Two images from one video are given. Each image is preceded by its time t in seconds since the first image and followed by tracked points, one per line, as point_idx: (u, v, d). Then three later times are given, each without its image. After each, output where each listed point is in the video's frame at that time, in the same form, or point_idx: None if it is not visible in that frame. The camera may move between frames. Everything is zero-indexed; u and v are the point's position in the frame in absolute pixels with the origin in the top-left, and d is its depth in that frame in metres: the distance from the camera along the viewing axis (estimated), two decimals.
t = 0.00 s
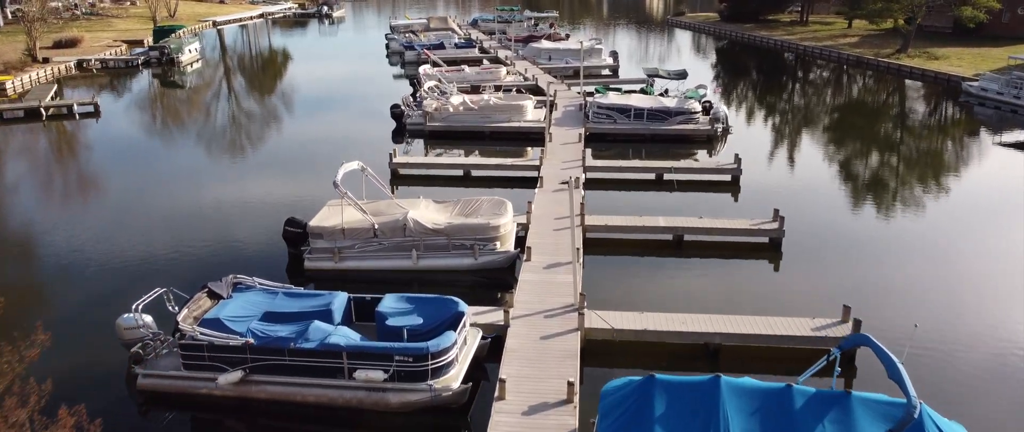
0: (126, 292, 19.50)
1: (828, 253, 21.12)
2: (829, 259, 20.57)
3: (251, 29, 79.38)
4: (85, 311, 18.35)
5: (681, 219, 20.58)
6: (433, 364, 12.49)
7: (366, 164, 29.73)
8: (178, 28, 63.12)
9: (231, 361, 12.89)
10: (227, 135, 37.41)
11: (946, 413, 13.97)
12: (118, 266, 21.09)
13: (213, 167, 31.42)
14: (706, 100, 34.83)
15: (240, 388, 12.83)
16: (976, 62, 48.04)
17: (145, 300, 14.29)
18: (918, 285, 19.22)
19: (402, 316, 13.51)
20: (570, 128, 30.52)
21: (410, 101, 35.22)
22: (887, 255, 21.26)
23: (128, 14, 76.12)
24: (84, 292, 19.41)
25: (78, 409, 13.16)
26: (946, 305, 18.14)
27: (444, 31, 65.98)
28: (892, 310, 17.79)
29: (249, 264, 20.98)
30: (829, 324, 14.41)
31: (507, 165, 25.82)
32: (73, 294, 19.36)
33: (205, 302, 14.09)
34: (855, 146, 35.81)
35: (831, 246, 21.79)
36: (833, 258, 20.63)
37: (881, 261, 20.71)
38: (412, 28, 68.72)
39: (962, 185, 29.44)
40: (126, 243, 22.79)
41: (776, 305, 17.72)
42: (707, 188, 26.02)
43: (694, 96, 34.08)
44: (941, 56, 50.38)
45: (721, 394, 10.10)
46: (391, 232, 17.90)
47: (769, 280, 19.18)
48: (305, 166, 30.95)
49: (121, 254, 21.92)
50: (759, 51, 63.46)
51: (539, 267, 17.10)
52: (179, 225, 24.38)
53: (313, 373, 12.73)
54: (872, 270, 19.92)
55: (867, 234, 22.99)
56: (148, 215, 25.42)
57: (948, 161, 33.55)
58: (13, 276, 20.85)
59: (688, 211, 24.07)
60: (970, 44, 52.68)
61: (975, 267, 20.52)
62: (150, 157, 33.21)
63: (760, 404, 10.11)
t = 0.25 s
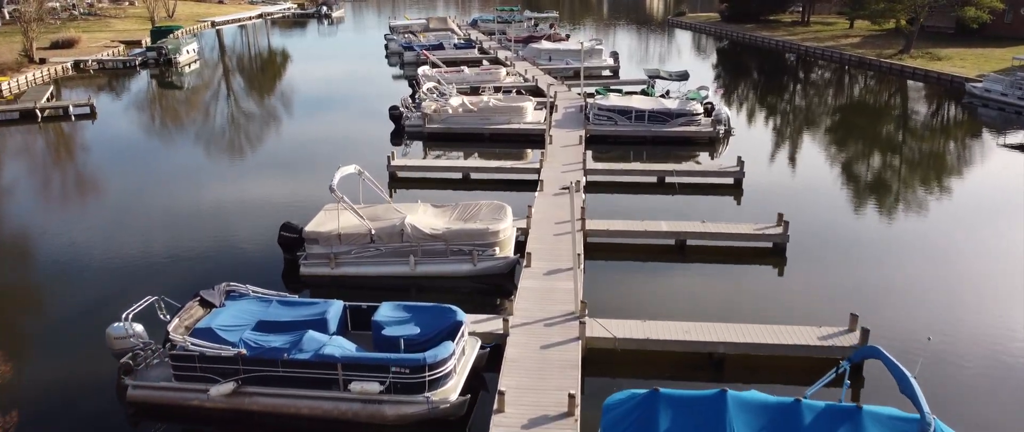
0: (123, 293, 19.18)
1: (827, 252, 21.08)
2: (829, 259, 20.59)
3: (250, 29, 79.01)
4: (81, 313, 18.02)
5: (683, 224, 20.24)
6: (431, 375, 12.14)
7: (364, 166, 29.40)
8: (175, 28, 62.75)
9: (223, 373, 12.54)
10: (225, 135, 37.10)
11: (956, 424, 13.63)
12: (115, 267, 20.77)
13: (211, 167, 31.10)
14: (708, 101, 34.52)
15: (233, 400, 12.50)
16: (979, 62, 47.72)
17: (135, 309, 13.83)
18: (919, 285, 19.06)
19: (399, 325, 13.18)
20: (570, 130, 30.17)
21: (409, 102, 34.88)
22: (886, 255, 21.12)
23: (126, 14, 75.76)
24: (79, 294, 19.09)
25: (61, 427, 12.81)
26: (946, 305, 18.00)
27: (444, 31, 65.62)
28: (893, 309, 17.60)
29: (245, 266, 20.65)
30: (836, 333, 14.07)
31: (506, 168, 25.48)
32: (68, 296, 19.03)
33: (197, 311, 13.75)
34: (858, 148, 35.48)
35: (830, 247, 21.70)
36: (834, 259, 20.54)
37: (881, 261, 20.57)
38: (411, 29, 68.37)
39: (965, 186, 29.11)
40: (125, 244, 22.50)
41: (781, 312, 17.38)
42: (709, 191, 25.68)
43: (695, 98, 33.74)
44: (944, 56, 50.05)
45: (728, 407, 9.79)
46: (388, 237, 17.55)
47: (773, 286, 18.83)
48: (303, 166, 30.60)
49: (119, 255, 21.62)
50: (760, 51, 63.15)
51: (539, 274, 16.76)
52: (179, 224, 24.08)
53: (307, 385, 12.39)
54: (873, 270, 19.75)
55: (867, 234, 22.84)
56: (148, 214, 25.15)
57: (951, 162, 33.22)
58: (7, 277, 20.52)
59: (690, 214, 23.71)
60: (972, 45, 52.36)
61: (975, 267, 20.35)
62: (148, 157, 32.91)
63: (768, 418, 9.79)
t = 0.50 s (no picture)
0: (118, 295, 18.87)
1: (825, 253, 20.93)
2: (829, 258, 20.46)
3: (249, 30, 78.67)
4: (73, 316, 17.72)
5: (685, 228, 19.90)
6: (428, 388, 11.80)
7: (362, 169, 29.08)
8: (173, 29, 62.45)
9: (214, 385, 12.22)
10: (225, 136, 36.81)
11: None
12: (110, 268, 20.47)
13: (211, 167, 30.80)
14: (709, 103, 34.20)
15: (223, 413, 12.16)
16: (983, 63, 47.38)
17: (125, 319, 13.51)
18: (918, 285, 18.87)
19: (394, 336, 12.86)
20: (570, 132, 29.85)
21: (407, 104, 34.53)
22: (886, 255, 20.90)
23: (124, 15, 75.43)
24: (74, 295, 18.81)
25: None
26: (946, 304, 17.82)
27: (443, 31, 65.26)
28: (893, 311, 17.34)
29: (241, 267, 20.31)
30: (844, 343, 13.73)
31: (505, 170, 25.15)
32: (62, 298, 18.72)
33: (189, 320, 13.41)
34: (860, 149, 35.14)
35: (827, 246, 21.57)
36: (833, 258, 20.41)
37: (880, 261, 20.34)
38: (410, 30, 68.02)
39: (968, 188, 28.76)
40: (121, 244, 22.21)
41: (785, 319, 17.04)
42: (711, 195, 25.33)
43: (697, 99, 33.40)
44: (947, 57, 49.71)
45: (734, 423, 9.46)
46: (384, 243, 17.21)
47: (777, 292, 18.46)
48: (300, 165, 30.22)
49: (114, 256, 21.34)
50: (761, 52, 62.82)
51: (538, 280, 16.41)
52: (176, 225, 23.78)
53: (300, 398, 12.06)
54: (876, 272, 19.52)
55: (867, 234, 22.61)
56: (147, 215, 24.87)
57: (954, 163, 32.89)
58: None
59: (692, 218, 23.33)
60: (975, 45, 52.00)
61: (975, 267, 20.16)
62: (148, 157, 32.62)
63: None
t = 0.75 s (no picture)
0: (111, 296, 18.52)
1: (824, 255, 20.78)
2: (830, 262, 20.19)
3: (248, 30, 78.31)
4: (64, 320, 17.38)
5: (688, 233, 19.54)
6: (424, 401, 11.45)
7: (360, 171, 28.74)
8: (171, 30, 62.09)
9: (205, 397, 11.88)
10: (223, 136, 36.46)
11: None
12: (103, 270, 20.13)
13: (210, 168, 30.45)
14: (711, 104, 33.86)
15: (214, 427, 11.82)
16: (986, 64, 47.01)
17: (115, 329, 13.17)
18: (919, 286, 18.89)
19: (390, 346, 12.52)
20: (570, 134, 29.51)
21: (406, 106, 34.20)
22: (886, 257, 20.75)
23: (122, 15, 75.07)
24: (69, 298, 18.50)
25: None
26: (946, 305, 17.85)
27: (443, 32, 64.90)
28: (894, 311, 17.39)
29: (237, 267, 19.94)
30: (851, 353, 13.38)
31: (505, 174, 24.81)
32: (53, 301, 18.39)
33: (180, 330, 13.08)
34: (863, 150, 34.82)
35: (827, 246, 21.55)
36: (833, 258, 20.52)
37: (881, 262, 20.33)
38: (410, 30, 67.62)
39: (971, 189, 28.41)
40: (117, 245, 21.89)
41: (791, 326, 16.72)
42: (714, 198, 24.98)
43: (698, 101, 33.06)
44: (950, 58, 49.36)
45: None
46: (381, 249, 16.86)
47: (782, 299, 18.14)
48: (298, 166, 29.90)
49: (109, 257, 21.01)
50: (763, 52, 62.48)
51: (539, 288, 16.07)
52: (173, 226, 23.44)
53: (293, 411, 11.72)
54: (880, 278, 19.19)
55: (869, 235, 22.50)
56: (144, 215, 24.52)
57: (957, 164, 32.55)
58: None
59: (694, 222, 22.98)
60: (978, 46, 51.60)
61: (975, 267, 20.18)
62: (146, 158, 32.30)
63: None
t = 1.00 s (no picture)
0: (98, 295, 18.12)
1: (825, 258, 20.43)
2: (830, 265, 19.86)
3: (246, 31, 77.96)
4: (49, 322, 16.99)
5: (692, 239, 19.19)
6: (421, 416, 11.11)
7: (358, 173, 28.38)
8: (169, 31, 61.73)
9: (195, 411, 11.53)
10: (222, 137, 36.08)
11: None
12: (92, 270, 19.71)
13: (208, 168, 30.07)
14: (713, 106, 33.52)
15: None
16: (990, 65, 46.65)
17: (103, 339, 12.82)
18: (917, 286, 18.79)
19: (386, 358, 12.18)
20: (571, 136, 29.16)
21: (405, 108, 33.85)
22: (888, 258, 20.50)
23: (120, 16, 74.73)
24: (70, 297, 18.18)
25: None
26: (944, 305, 17.78)
27: (442, 33, 64.56)
28: (891, 311, 17.33)
29: (229, 266, 19.51)
30: (860, 364, 13.02)
31: (505, 177, 24.47)
32: (40, 303, 18.01)
33: (170, 341, 12.73)
34: (865, 151, 34.48)
35: (827, 247, 21.35)
36: (830, 257, 20.49)
37: (879, 263, 20.21)
38: (409, 30, 67.25)
39: (975, 191, 28.07)
40: (114, 246, 21.52)
41: (797, 334, 16.37)
42: (718, 203, 24.61)
43: (700, 103, 32.71)
44: (953, 58, 49.00)
45: None
46: (378, 256, 16.50)
47: (787, 305, 17.78)
48: (296, 166, 29.55)
49: (104, 258, 20.64)
50: (764, 52, 62.13)
51: (539, 296, 15.71)
52: (170, 226, 23.09)
53: (286, 426, 11.37)
54: (884, 282, 18.88)
55: (871, 236, 22.23)
56: (141, 216, 24.13)
57: (960, 166, 32.18)
58: None
59: (697, 227, 22.62)
60: (982, 46, 51.22)
61: (975, 267, 20.05)
62: (143, 159, 31.93)
63: None
